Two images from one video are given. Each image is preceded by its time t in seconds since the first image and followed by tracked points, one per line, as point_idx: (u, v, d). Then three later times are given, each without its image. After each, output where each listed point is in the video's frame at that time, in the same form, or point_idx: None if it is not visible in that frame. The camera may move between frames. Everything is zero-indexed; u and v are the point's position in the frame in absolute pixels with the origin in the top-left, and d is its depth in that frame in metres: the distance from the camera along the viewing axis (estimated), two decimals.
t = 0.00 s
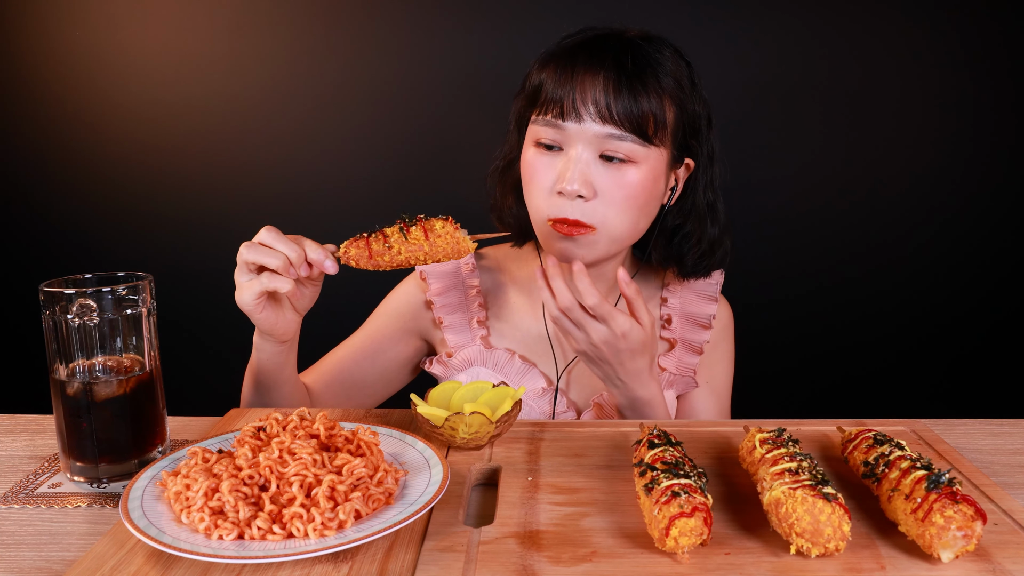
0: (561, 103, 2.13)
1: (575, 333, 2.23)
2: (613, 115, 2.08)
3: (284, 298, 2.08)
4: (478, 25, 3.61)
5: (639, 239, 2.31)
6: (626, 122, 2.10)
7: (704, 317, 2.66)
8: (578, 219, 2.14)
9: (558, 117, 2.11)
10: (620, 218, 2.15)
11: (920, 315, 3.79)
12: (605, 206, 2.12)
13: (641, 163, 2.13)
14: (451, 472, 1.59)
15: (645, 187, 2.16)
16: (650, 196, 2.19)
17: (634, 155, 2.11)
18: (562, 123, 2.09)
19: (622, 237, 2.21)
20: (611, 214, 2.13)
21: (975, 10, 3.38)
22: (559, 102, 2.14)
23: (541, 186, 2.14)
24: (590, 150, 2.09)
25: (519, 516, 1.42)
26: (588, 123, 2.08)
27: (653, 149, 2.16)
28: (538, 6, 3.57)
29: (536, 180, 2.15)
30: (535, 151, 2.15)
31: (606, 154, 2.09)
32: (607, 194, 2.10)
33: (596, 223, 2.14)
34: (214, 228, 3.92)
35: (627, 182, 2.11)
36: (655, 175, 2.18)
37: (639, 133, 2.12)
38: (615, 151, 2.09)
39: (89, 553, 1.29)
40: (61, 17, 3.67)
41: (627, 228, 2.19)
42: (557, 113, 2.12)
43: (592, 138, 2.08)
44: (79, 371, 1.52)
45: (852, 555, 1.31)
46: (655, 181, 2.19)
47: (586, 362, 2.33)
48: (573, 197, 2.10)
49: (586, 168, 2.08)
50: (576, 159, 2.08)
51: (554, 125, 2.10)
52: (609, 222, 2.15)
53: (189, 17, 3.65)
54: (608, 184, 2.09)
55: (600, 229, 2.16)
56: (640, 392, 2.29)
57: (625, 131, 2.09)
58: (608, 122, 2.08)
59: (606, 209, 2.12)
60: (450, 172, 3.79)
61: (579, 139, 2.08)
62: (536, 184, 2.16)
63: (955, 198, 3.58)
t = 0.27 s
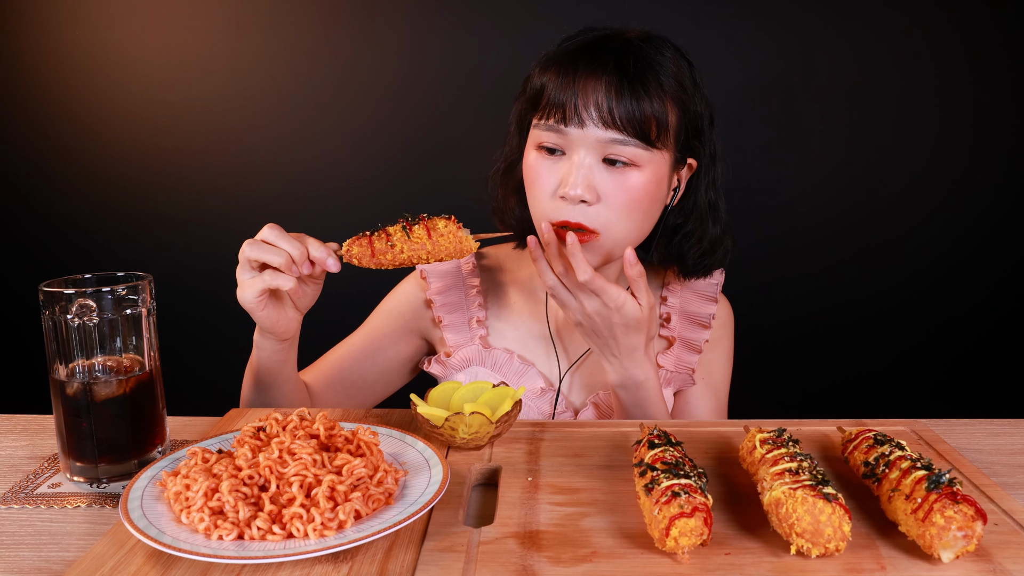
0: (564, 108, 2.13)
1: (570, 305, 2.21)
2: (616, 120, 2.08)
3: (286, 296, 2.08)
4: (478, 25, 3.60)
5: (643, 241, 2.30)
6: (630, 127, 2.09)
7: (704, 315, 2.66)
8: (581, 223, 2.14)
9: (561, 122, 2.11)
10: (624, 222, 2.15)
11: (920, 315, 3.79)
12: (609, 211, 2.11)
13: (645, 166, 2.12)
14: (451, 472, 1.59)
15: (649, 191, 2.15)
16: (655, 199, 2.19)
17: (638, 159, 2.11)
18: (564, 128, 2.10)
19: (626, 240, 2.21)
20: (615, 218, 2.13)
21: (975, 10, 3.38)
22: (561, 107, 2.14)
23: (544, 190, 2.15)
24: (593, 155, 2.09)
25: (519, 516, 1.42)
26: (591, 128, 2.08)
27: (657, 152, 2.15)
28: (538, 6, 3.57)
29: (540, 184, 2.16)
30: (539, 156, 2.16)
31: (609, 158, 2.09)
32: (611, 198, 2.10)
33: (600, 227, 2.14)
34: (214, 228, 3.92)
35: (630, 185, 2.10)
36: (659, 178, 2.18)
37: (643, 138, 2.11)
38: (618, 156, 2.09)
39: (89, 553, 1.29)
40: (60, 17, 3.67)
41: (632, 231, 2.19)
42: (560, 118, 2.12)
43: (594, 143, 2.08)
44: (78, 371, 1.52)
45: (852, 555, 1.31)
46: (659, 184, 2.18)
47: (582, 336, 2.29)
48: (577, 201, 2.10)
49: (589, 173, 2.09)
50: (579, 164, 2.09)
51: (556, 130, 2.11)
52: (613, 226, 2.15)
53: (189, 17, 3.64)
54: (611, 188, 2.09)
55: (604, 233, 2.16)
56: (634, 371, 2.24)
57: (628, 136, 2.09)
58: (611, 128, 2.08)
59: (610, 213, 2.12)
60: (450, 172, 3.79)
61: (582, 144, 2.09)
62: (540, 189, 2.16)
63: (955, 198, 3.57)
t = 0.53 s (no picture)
0: (565, 106, 2.13)
1: (570, 306, 2.20)
2: (617, 120, 2.08)
3: (288, 296, 2.09)
4: (478, 24, 3.60)
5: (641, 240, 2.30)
6: (630, 126, 2.09)
7: (704, 316, 2.66)
8: (580, 222, 2.13)
9: (562, 120, 2.11)
10: (622, 221, 2.15)
11: (921, 315, 3.78)
12: (608, 210, 2.11)
13: (644, 166, 2.12)
14: (451, 472, 1.59)
15: (649, 190, 2.15)
16: (653, 198, 2.19)
17: (638, 159, 2.11)
18: (565, 127, 2.09)
19: (624, 238, 2.21)
20: (614, 217, 2.13)
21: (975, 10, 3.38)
22: (562, 105, 2.13)
23: (544, 188, 2.14)
24: (593, 154, 2.09)
25: (519, 516, 1.42)
26: (592, 127, 2.07)
27: (657, 152, 2.15)
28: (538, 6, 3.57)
29: (539, 182, 2.15)
30: (539, 154, 2.15)
31: (610, 158, 2.09)
32: (610, 197, 2.10)
33: (599, 226, 2.14)
34: (214, 228, 3.92)
35: (630, 185, 2.10)
36: (659, 177, 2.18)
37: (643, 138, 2.11)
38: (618, 155, 2.09)
39: (89, 554, 1.29)
40: (60, 17, 3.67)
41: (631, 230, 2.20)
42: (561, 116, 2.12)
43: (595, 142, 2.08)
44: (78, 371, 1.51)
45: (852, 555, 1.31)
46: (658, 183, 2.19)
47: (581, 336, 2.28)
48: (577, 200, 2.09)
49: (589, 172, 2.08)
50: (579, 163, 2.08)
51: (557, 129, 2.10)
52: (611, 225, 2.15)
53: (189, 17, 3.64)
54: (611, 188, 2.09)
55: (602, 232, 2.16)
56: (633, 370, 2.24)
57: (629, 135, 2.09)
58: (612, 127, 2.07)
59: (609, 212, 2.12)
60: (450, 172, 3.79)
61: (583, 143, 2.08)
62: (540, 187, 2.15)
63: (955, 198, 3.57)
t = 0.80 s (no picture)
0: (560, 104, 2.13)
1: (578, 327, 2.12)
2: (612, 118, 2.08)
3: (284, 293, 2.09)
4: (478, 24, 3.60)
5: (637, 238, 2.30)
6: (625, 124, 2.09)
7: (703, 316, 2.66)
8: (576, 221, 2.13)
9: (558, 119, 2.10)
10: (618, 219, 2.14)
11: (921, 315, 3.78)
12: (604, 209, 2.11)
13: (640, 164, 2.12)
14: (451, 473, 1.58)
15: (644, 188, 2.15)
16: (649, 196, 2.19)
17: (633, 157, 2.11)
18: (561, 126, 2.09)
19: (620, 237, 2.20)
20: (609, 216, 2.13)
21: (975, 10, 3.37)
22: (558, 104, 2.14)
23: (540, 188, 2.14)
24: (589, 153, 2.08)
25: (519, 516, 1.41)
26: (587, 125, 2.07)
27: (652, 149, 2.15)
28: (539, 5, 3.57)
29: (535, 182, 2.15)
30: (535, 154, 2.15)
31: (605, 156, 2.08)
32: (606, 196, 2.10)
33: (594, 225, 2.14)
34: (213, 228, 3.92)
35: (626, 183, 2.10)
36: (654, 175, 2.18)
37: (637, 135, 2.11)
38: (613, 154, 2.08)
39: (88, 554, 1.29)
40: (59, 17, 3.66)
41: (627, 229, 2.19)
42: (556, 115, 2.12)
43: (590, 140, 2.08)
44: (78, 371, 1.51)
45: (852, 555, 1.31)
46: (654, 181, 2.19)
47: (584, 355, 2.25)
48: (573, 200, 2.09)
49: (585, 170, 2.07)
50: (575, 161, 2.08)
51: (553, 128, 2.10)
52: (607, 224, 2.14)
53: (189, 17, 3.64)
54: (607, 186, 2.09)
55: (599, 231, 2.16)
56: (639, 383, 2.24)
57: (623, 133, 2.09)
58: (607, 125, 2.07)
59: (605, 211, 2.11)
60: (450, 172, 3.79)
61: (578, 141, 2.08)
62: (536, 186, 2.15)
63: (956, 198, 3.57)
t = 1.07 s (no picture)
0: (546, 98, 2.13)
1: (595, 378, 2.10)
2: (597, 110, 2.08)
3: (275, 294, 2.09)
4: (479, 24, 3.60)
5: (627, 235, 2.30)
6: (611, 117, 2.09)
7: (707, 328, 2.64)
8: (564, 215, 2.14)
9: (545, 113, 2.11)
10: (606, 214, 2.15)
11: (921, 315, 3.77)
12: (591, 202, 2.12)
13: (628, 158, 2.13)
14: (451, 473, 1.58)
15: (633, 183, 2.16)
16: (638, 192, 2.19)
17: (621, 151, 2.11)
18: (548, 120, 2.10)
19: (609, 233, 2.21)
20: (598, 210, 2.13)
21: (976, 10, 3.37)
22: (543, 98, 2.14)
23: (527, 182, 2.15)
24: (577, 146, 2.08)
25: (519, 517, 1.41)
26: (573, 119, 2.08)
27: (639, 144, 2.16)
28: (540, 5, 3.56)
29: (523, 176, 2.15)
30: (523, 148, 2.16)
31: (593, 150, 2.09)
32: (594, 190, 2.10)
33: (582, 219, 2.14)
34: (214, 228, 3.91)
35: (614, 177, 2.11)
36: (643, 170, 2.18)
37: (624, 129, 2.11)
38: (601, 148, 2.09)
39: (88, 554, 1.29)
40: (59, 17, 3.66)
41: (615, 224, 2.19)
42: (543, 109, 2.12)
43: (577, 134, 2.08)
44: (77, 371, 1.51)
45: (853, 556, 1.31)
46: (643, 176, 2.19)
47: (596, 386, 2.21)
48: (560, 193, 2.09)
49: (572, 164, 2.08)
50: (563, 155, 2.08)
51: (540, 122, 2.10)
52: (595, 219, 2.15)
53: (190, 17, 3.64)
54: (594, 180, 2.09)
55: (587, 225, 2.16)
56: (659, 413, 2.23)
57: (610, 126, 2.09)
58: (593, 118, 2.08)
59: (593, 204, 2.12)
60: (451, 172, 3.79)
61: (566, 135, 2.08)
62: (524, 181, 2.16)
63: (957, 198, 3.56)
